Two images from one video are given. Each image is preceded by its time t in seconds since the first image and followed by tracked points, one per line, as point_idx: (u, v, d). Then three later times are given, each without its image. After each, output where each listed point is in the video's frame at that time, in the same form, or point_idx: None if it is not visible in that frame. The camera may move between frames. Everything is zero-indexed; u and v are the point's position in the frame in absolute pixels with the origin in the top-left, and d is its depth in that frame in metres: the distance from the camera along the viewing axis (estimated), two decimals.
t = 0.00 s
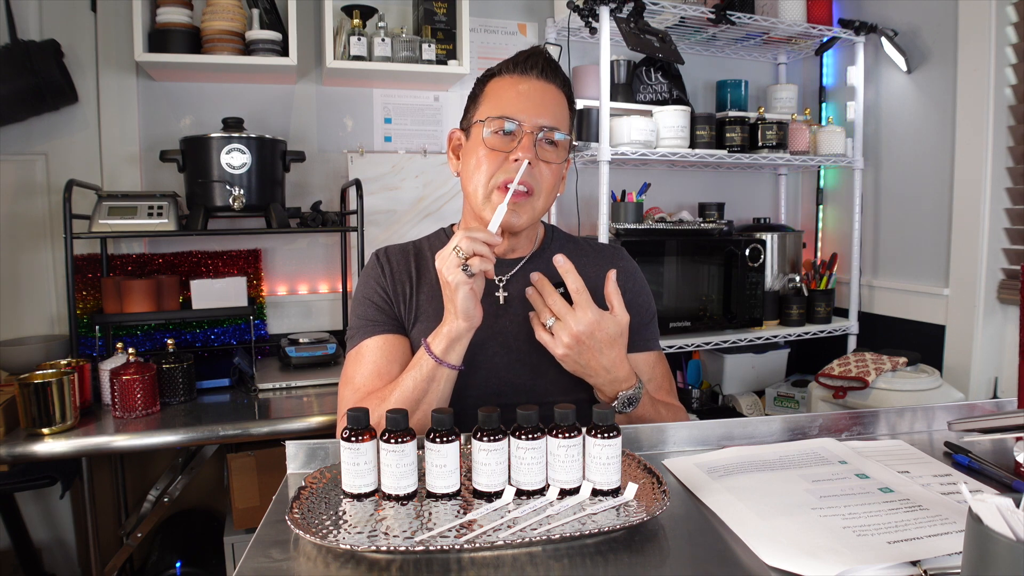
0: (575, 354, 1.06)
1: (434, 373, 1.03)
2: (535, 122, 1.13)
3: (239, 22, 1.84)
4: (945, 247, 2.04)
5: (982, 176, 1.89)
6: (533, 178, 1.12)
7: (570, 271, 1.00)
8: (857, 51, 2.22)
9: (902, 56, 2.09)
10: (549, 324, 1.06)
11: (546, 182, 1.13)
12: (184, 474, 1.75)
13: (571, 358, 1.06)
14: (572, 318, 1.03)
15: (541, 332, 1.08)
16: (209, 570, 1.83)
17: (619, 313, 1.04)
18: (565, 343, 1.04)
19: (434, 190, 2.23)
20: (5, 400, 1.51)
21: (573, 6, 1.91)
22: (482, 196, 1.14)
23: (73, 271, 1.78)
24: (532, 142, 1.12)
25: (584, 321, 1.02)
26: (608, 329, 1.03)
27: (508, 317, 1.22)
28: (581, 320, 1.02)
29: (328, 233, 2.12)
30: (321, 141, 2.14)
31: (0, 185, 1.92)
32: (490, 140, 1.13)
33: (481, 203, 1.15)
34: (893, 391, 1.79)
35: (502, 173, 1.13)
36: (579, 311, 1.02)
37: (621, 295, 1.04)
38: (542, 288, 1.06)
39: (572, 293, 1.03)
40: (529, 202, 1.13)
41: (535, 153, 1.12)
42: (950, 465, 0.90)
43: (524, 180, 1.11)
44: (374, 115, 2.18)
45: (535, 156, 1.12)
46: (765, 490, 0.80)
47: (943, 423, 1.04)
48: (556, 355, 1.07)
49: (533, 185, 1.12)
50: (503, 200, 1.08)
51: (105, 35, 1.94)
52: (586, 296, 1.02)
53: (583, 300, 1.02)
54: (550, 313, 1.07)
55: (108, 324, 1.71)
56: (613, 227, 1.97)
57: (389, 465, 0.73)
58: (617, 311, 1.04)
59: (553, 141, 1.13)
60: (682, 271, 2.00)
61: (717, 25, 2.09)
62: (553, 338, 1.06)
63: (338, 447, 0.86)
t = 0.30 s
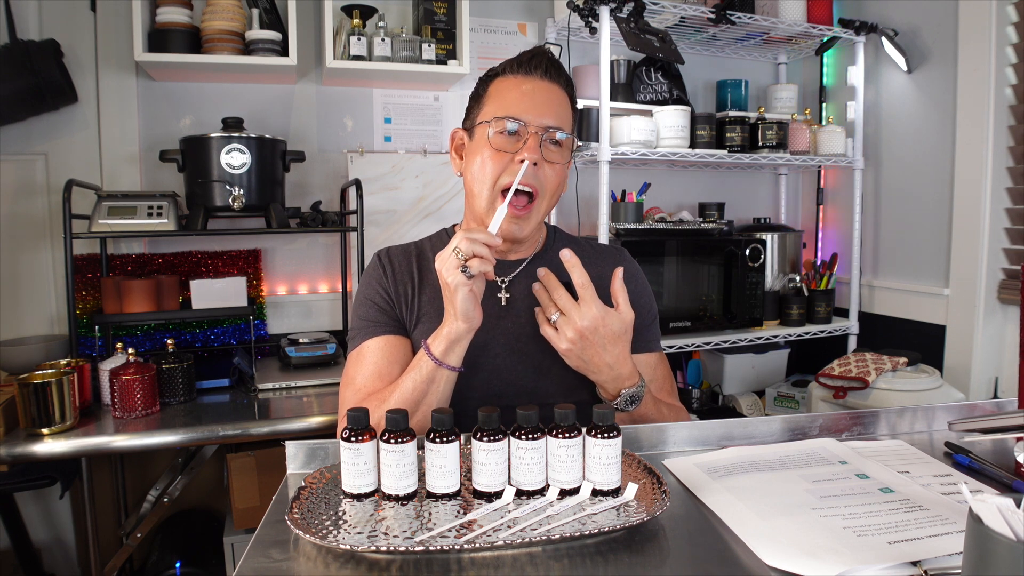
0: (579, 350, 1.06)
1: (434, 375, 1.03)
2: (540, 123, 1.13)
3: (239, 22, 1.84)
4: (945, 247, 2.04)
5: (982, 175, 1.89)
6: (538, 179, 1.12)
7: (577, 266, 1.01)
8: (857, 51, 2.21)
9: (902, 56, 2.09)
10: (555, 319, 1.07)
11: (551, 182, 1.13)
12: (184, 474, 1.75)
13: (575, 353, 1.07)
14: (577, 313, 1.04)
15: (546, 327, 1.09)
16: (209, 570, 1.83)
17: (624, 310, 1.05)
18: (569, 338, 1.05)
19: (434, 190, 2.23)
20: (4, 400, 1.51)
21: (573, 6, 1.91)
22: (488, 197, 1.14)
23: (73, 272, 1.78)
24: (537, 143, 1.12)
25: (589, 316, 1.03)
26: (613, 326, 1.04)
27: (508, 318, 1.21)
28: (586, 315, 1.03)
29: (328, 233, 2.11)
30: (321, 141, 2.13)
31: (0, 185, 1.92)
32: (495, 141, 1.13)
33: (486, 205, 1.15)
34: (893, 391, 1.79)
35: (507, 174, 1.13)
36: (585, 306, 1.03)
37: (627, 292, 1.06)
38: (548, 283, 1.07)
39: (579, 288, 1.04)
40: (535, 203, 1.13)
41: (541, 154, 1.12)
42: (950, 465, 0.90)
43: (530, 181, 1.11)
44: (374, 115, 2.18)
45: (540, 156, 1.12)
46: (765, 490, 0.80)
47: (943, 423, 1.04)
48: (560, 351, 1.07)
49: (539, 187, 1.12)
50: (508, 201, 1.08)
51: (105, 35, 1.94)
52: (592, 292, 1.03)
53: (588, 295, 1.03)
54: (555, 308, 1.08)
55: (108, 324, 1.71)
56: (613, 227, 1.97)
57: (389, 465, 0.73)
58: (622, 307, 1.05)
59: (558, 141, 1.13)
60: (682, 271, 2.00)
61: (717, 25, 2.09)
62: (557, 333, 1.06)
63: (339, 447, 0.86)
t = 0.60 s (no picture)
0: (582, 351, 1.06)
1: (433, 381, 1.03)
2: (541, 123, 1.13)
3: (239, 21, 1.84)
4: (945, 247, 2.04)
5: (982, 175, 1.89)
6: (540, 178, 1.12)
7: (580, 268, 1.02)
8: (857, 51, 2.22)
9: (902, 56, 2.09)
10: (557, 321, 1.07)
11: (553, 182, 1.14)
12: (184, 474, 1.75)
13: (578, 355, 1.07)
14: (581, 316, 1.04)
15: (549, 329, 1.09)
16: (209, 570, 1.83)
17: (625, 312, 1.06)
18: (573, 340, 1.05)
19: (434, 190, 2.23)
20: (4, 400, 1.51)
21: (573, 6, 1.91)
22: (490, 197, 1.14)
23: (73, 272, 1.78)
24: (539, 143, 1.12)
25: (592, 318, 1.03)
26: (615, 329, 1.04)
27: (508, 318, 1.22)
28: (590, 317, 1.03)
29: (328, 233, 2.11)
30: (321, 141, 2.13)
31: (0, 185, 1.92)
32: (497, 141, 1.12)
33: (487, 205, 1.15)
34: (893, 391, 1.79)
35: (509, 173, 1.13)
36: (588, 309, 1.03)
37: (628, 294, 1.07)
38: (550, 285, 1.09)
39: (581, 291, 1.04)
40: (537, 203, 1.14)
41: (543, 153, 1.12)
42: (950, 465, 0.90)
43: (531, 180, 1.11)
44: (374, 115, 2.18)
45: (542, 156, 1.12)
46: (765, 490, 0.80)
47: (943, 423, 1.04)
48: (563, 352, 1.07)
49: (540, 186, 1.12)
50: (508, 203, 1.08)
51: (105, 35, 1.94)
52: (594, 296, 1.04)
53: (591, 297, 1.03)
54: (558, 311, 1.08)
55: (108, 324, 1.71)
56: (613, 227, 1.97)
57: (389, 465, 0.73)
58: (624, 309, 1.06)
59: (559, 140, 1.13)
60: (682, 271, 2.00)
61: (717, 25, 2.09)
62: (560, 335, 1.07)
63: (338, 447, 0.86)
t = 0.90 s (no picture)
0: (601, 335, 1.05)
1: (430, 383, 1.04)
2: (538, 120, 1.13)
3: (239, 21, 1.84)
4: (945, 247, 2.04)
5: (982, 176, 1.89)
6: (540, 175, 1.12)
7: (609, 250, 0.99)
8: (857, 51, 2.22)
9: (902, 56, 2.09)
10: (578, 303, 1.05)
11: (552, 178, 1.14)
12: (184, 474, 1.75)
13: (595, 339, 1.05)
14: (604, 299, 1.02)
15: (567, 310, 1.07)
16: (209, 570, 1.83)
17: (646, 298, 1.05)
18: (593, 322, 1.04)
19: (434, 190, 2.23)
20: (4, 400, 1.51)
21: (573, 6, 1.91)
22: (490, 195, 1.14)
23: (72, 272, 1.78)
24: (538, 140, 1.12)
25: (616, 302, 1.02)
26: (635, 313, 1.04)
27: (507, 318, 1.22)
28: (614, 300, 1.02)
29: (328, 233, 2.11)
30: (321, 141, 2.13)
31: (1, 185, 1.92)
32: (495, 139, 1.12)
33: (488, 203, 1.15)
34: (893, 391, 1.79)
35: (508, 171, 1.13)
36: (612, 292, 1.02)
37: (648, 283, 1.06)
38: (573, 268, 1.03)
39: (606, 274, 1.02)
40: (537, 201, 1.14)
41: (542, 151, 1.12)
42: (950, 465, 0.90)
43: (531, 177, 1.11)
44: (374, 115, 2.18)
45: (542, 153, 1.12)
46: (765, 490, 0.80)
47: (943, 423, 1.04)
48: (580, 335, 1.06)
49: (541, 183, 1.12)
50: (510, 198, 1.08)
51: (105, 35, 1.94)
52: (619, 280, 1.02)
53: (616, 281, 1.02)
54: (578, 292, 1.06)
55: (108, 324, 1.71)
56: (613, 227, 1.97)
57: (389, 465, 0.73)
58: (644, 296, 1.05)
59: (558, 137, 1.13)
60: (682, 271, 2.00)
61: (717, 25, 2.09)
62: (580, 317, 1.05)
63: (339, 447, 0.86)
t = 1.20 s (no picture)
0: (598, 336, 1.04)
1: (430, 384, 1.04)
2: (536, 118, 1.13)
3: (239, 22, 1.84)
4: (945, 247, 2.04)
5: (982, 176, 1.89)
6: (538, 171, 1.12)
7: (597, 251, 0.99)
8: (857, 52, 2.22)
9: (902, 56, 2.09)
10: (573, 305, 1.05)
11: (551, 176, 1.14)
12: (184, 474, 1.74)
13: (592, 341, 1.05)
14: (598, 300, 1.02)
15: (563, 314, 1.07)
16: (209, 570, 1.83)
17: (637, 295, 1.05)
18: (589, 324, 1.03)
19: (434, 189, 2.23)
20: (4, 400, 1.51)
21: (573, 6, 1.91)
22: (489, 192, 1.13)
23: (72, 272, 1.78)
24: (537, 137, 1.12)
25: (610, 302, 1.02)
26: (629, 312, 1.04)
27: (507, 318, 1.22)
28: (608, 301, 1.02)
29: (328, 233, 2.11)
30: (321, 141, 2.13)
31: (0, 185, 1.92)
32: (494, 136, 1.12)
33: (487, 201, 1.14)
34: (893, 391, 1.79)
35: (507, 168, 1.12)
36: (605, 293, 1.02)
37: (639, 281, 1.07)
38: (565, 273, 1.04)
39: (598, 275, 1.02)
40: (536, 198, 1.13)
41: (541, 148, 1.12)
42: (950, 465, 0.90)
43: (530, 175, 1.11)
44: (374, 115, 2.18)
45: (540, 150, 1.12)
46: (765, 490, 0.80)
47: (943, 423, 1.04)
48: (578, 337, 1.06)
49: (540, 180, 1.12)
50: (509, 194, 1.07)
51: (105, 36, 1.94)
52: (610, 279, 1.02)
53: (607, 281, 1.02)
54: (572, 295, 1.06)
55: (108, 324, 1.71)
56: (613, 227, 1.97)
57: (389, 465, 0.73)
58: (636, 295, 1.05)
59: (557, 134, 1.14)
60: (682, 271, 2.00)
61: (717, 25, 2.09)
62: (576, 320, 1.05)
63: (338, 447, 0.86)
